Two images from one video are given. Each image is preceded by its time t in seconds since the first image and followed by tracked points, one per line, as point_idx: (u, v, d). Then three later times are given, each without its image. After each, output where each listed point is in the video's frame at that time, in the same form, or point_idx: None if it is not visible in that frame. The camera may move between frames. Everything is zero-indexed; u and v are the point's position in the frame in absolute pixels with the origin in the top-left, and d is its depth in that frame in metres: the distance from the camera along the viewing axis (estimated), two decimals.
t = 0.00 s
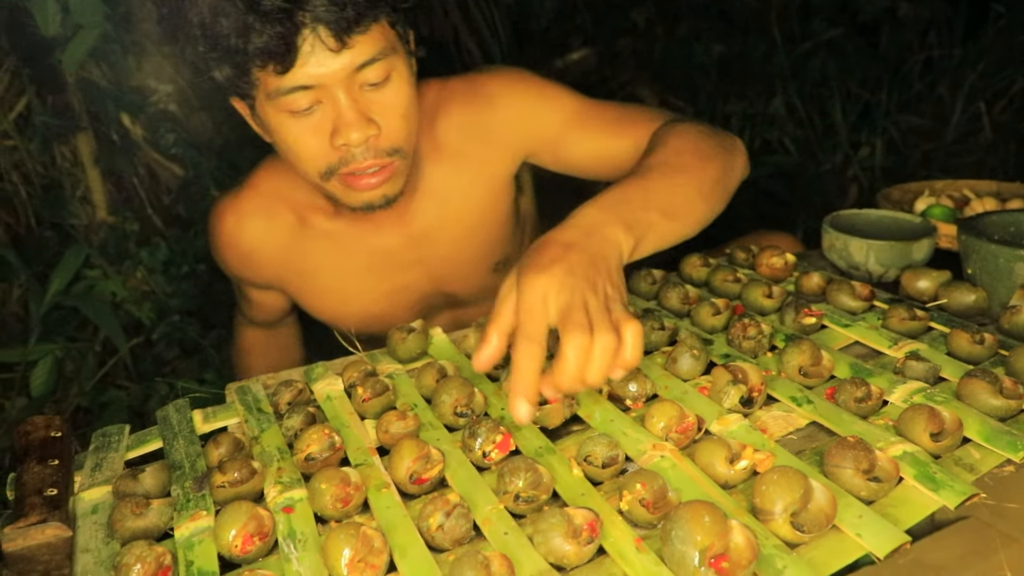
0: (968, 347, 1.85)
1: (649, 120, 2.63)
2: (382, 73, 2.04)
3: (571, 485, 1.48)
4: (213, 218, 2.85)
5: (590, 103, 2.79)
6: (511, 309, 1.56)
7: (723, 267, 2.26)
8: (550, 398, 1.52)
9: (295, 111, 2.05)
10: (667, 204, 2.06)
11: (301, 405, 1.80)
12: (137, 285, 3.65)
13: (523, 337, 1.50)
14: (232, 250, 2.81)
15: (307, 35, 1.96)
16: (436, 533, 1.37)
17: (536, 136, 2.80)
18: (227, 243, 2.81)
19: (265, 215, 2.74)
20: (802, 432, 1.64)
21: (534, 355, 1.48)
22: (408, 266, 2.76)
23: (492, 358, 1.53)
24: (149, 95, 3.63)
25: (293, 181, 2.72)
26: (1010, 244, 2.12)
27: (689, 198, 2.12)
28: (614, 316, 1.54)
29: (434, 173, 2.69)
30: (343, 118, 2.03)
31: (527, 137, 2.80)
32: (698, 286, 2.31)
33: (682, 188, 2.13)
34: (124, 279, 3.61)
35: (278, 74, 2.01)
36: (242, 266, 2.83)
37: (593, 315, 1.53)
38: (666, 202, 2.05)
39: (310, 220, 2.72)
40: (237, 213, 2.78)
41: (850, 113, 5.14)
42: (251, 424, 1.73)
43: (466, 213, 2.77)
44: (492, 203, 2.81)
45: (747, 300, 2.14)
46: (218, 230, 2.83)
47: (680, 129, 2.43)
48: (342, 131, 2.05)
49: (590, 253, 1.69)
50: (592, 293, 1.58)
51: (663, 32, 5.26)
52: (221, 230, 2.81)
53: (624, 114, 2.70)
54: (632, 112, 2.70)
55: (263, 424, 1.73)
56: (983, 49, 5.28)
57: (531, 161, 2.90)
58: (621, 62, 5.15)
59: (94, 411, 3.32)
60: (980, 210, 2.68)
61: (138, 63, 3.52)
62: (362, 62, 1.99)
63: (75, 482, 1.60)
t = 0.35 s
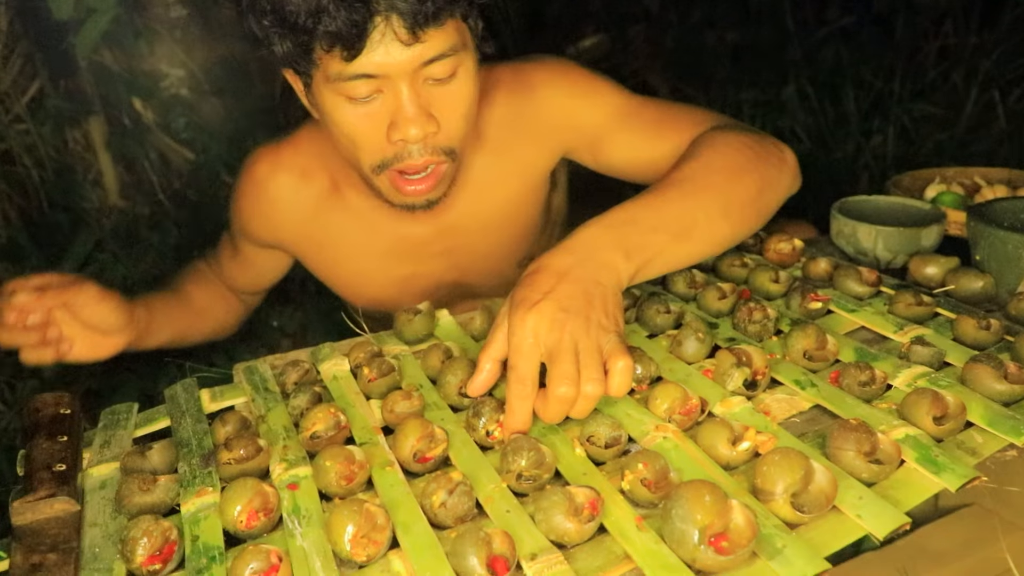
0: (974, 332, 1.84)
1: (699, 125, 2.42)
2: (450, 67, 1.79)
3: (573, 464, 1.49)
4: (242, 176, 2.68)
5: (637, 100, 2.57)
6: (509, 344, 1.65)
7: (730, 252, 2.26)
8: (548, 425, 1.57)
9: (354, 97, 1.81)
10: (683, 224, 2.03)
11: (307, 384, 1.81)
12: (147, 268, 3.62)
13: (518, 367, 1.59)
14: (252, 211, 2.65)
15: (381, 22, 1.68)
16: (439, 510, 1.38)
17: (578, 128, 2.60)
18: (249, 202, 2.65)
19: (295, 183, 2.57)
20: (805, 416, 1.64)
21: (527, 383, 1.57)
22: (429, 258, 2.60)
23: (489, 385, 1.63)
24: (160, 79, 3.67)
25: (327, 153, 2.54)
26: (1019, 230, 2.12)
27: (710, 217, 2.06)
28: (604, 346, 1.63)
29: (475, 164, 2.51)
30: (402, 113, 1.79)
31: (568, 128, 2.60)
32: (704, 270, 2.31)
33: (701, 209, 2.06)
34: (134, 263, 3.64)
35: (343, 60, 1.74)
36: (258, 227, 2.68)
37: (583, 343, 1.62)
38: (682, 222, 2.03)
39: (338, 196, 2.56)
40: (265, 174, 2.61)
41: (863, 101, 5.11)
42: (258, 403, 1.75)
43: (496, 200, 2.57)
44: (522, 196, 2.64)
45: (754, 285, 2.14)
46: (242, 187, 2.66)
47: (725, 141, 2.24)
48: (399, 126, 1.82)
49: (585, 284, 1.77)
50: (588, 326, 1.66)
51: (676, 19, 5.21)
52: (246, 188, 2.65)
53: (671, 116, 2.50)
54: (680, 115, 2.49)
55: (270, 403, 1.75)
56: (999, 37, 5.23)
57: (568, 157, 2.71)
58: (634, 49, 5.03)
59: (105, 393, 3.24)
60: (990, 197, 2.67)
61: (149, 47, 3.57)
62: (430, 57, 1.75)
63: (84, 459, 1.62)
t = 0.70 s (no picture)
0: (966, 324, 1.84)
1: (709, 125, 2.40)
2: (468, 80, 1.69)
3: (562, 455, 1.48)
4: (230, 139, 2.43)
5: (648, 98, 2.53)
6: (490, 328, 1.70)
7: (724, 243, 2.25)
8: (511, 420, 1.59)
9: (367, 104, 1.69)
10: (679, 230, 2.06)
11: (297, 373, 1.81)
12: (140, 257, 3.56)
13: (497, 347, 1.63)
14: (237, 178, 2.40)
15: (397, 33, 1.58)
16: (426, 502, 1.37)
17: (588, 125, 2.56)
18: (236, 169, 2.39)
19: (301, 158, 2.42)
20: (796, 407, 1.64)
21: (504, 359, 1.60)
22: (432, 252, 2.50)
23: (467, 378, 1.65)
24: (155, 66, 3.70)
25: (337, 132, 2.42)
26: (1012, 221, 2.12)
27: (707, 225, 2.08)
28: (580, 341, 1.68)
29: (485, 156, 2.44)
30: (415, 125, 1.69)
31: (578, 123, 2.56)
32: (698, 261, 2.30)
33: (699, 214, 2.09)
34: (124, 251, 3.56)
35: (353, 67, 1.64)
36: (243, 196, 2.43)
37: (559, 337, 1.67)
38: (680, 229, 2.06)
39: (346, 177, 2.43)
40: (265, 144, 2.41)
41: (859, 92, 5.09)
42: (247, 393, 1.74)
43: (505, 193, 2.52)
44: (530, 189, 2.58)
45: (746, 276, 2.13)
46: (230, 150, 2.40)
47: (731, 146, 2.25)
48: (410, 138, 1.71)
49: (576, 282, 1.83)
50: (568, 319, 1.71)
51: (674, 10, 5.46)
52: (235, 153, 2.40)
53: (682, 115, 2.46)
54: (690, 114, 2.46)
55: (259, 393, 1.74)
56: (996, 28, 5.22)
57: (577, 151, 2.67)
58: (631, 40, 5.35)
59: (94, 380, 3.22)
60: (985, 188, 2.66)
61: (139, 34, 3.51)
62: (447, 71, 1.64)
63: (71, 448, 1.61)
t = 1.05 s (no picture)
0: (957, 319, 1.85)
1: (712, 131, 2.32)
2: (480, 101, 1.66)
3: (555, 450, 1.49)
4: (228, 133, 2.31)
5: (650, 102, 2.45)
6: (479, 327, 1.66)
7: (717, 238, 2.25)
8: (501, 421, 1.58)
9: (376, 121, 1.68)
10: (677, 236, 2.00)
11: (289, 369, 1.80)
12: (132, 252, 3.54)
13: (484, 349, 1.60)
14: (236, 176, 2.29)
15: (415, 61, 1.54)
16: (419, 497, 1.37)
17: (587, 128, 2.49)
18: (235, 166, 2.28)
19: (298, 157, 2.37)
20: (788, 402, 1.64)
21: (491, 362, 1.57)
22: (429, 256, 2.46)
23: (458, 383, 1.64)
24: (146, 60, 3.69)
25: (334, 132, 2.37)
26: (1004, 216, 2.12)
27: (704, 231, 2.02)
28: (569, 344, 1.64)
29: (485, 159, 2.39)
30: (424, 147, 1.67)
31: (578, 126, 2.49)
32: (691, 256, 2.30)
33: (701, 221, 2.03)
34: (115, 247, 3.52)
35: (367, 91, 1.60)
36: (238, 196, 2.33)
37: (547, 338, 1.63)
38: (677, 235, 2.00)
39: (343, 179, 2.39)
40: (262, 143, 2.33)
41: (853, 87, 5.09)
42: (239, 388, 1.74)
43: (501, 198, 2.47)
44: (527, 194, 2.52)
45: (739, 271, 2.13)
46: (229, 145, 2.28)
47: (733, 154, 2.16)
48: (418, 157, 1.70)
49: (570, 284, 1.77)
50: (560, 321, 1.66)
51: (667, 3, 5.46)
52: (235, 149, 2.29)
53: (684, 120, 2.37)
54: (693, 120, 2.37)
55: (252, 388, 1.74)
56: (989, 23, 5.23)
57: (576, 153, 2.59)
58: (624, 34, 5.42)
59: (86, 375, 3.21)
60: (976, 183, 2.67)
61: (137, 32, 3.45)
62: (460, 95, 1.61)
63: (64, 443, 1.61)
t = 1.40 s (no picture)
0: (956, 310, 1.86)
1: (717, 129, 2.33)
2: (491, 97, 1.68)
3: (556, 437, 1.50)
4: (238, 121, 2.31)
5: (658, 98, 2.45)
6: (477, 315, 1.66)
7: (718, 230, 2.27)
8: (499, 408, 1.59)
9: (386, 112, 1.68)
10: (679, 231, 1.97)
11: (292, 356, 1.82)
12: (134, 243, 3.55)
13: (479, 338, 1.60)
14: (246, 164, 2.29)
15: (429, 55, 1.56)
16: (421, 482, 1.39)
17: (594, 122, 2.48)
18: (245, 153, 2.28)
19: (308, 146, 2.37)
20: (787, 391, 1.65)
21: (485, 352, 1.57)
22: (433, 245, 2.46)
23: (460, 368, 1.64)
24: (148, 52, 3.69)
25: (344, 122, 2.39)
26: (1003, 209, 2.14)
27: (706, 229, 1.99)
28: (565, 334, 1.63)
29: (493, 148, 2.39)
30: (434, 139, 1.68)
31: (584, 120, 2.49)
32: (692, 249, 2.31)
33: (703, 216, 2.00)
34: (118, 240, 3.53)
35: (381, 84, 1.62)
36: (249, 185, 2.33)
37: (544, 328, 1.61)
38: (679, 231, 1.97)
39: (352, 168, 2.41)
40: (273, 131, 2.33)
41: (854, 82, 5.10)
42: (243, 375, 1.75)
43: (507, 189, 2.47)
44: (532, 185, 2.52)
45: (739, 263, 2.14)
46: (240, 132, 2.28)
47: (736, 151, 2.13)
48: (428, 149, 1.70)
49: (568, 275, 1.75)
50: (557, 311, 1.64)
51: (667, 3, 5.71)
52: (245, 136, 2.29)
53: (691, 117, 2.38)
54: (699, 118, 2.38)
55: (255, 375, 1.75)
56: (990, 19, 5.23)
57: (582, 147, 2.59)
58: (625, 31, 5.64)
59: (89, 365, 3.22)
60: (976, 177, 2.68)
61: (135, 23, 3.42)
62: (474, 88, 1.63)
63: (68, 429, 1.62)
